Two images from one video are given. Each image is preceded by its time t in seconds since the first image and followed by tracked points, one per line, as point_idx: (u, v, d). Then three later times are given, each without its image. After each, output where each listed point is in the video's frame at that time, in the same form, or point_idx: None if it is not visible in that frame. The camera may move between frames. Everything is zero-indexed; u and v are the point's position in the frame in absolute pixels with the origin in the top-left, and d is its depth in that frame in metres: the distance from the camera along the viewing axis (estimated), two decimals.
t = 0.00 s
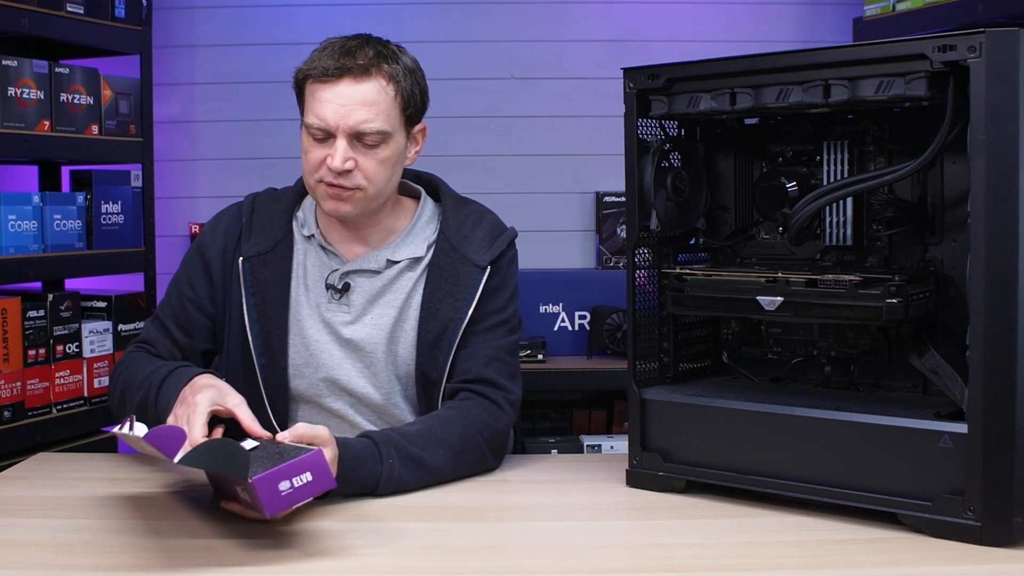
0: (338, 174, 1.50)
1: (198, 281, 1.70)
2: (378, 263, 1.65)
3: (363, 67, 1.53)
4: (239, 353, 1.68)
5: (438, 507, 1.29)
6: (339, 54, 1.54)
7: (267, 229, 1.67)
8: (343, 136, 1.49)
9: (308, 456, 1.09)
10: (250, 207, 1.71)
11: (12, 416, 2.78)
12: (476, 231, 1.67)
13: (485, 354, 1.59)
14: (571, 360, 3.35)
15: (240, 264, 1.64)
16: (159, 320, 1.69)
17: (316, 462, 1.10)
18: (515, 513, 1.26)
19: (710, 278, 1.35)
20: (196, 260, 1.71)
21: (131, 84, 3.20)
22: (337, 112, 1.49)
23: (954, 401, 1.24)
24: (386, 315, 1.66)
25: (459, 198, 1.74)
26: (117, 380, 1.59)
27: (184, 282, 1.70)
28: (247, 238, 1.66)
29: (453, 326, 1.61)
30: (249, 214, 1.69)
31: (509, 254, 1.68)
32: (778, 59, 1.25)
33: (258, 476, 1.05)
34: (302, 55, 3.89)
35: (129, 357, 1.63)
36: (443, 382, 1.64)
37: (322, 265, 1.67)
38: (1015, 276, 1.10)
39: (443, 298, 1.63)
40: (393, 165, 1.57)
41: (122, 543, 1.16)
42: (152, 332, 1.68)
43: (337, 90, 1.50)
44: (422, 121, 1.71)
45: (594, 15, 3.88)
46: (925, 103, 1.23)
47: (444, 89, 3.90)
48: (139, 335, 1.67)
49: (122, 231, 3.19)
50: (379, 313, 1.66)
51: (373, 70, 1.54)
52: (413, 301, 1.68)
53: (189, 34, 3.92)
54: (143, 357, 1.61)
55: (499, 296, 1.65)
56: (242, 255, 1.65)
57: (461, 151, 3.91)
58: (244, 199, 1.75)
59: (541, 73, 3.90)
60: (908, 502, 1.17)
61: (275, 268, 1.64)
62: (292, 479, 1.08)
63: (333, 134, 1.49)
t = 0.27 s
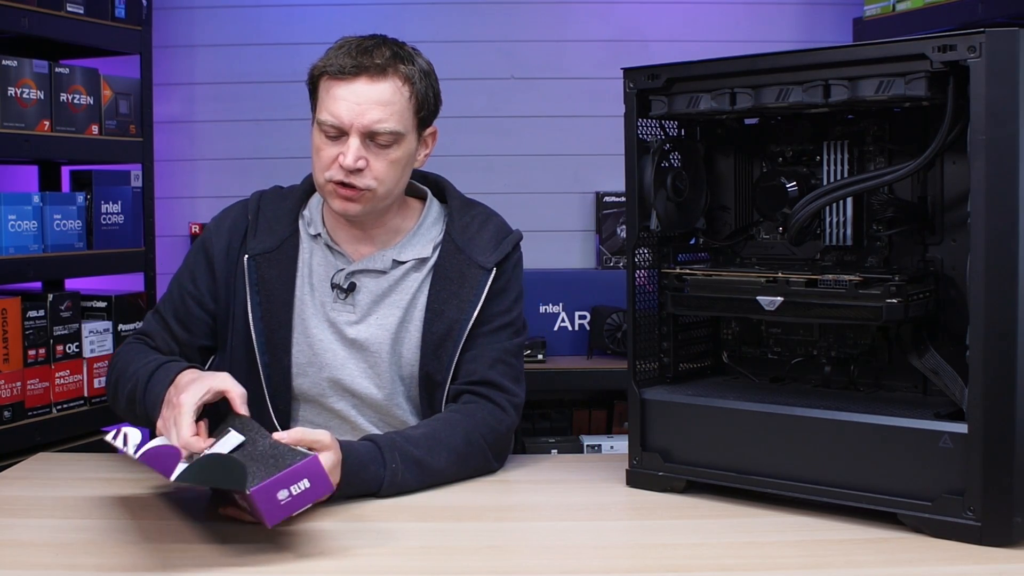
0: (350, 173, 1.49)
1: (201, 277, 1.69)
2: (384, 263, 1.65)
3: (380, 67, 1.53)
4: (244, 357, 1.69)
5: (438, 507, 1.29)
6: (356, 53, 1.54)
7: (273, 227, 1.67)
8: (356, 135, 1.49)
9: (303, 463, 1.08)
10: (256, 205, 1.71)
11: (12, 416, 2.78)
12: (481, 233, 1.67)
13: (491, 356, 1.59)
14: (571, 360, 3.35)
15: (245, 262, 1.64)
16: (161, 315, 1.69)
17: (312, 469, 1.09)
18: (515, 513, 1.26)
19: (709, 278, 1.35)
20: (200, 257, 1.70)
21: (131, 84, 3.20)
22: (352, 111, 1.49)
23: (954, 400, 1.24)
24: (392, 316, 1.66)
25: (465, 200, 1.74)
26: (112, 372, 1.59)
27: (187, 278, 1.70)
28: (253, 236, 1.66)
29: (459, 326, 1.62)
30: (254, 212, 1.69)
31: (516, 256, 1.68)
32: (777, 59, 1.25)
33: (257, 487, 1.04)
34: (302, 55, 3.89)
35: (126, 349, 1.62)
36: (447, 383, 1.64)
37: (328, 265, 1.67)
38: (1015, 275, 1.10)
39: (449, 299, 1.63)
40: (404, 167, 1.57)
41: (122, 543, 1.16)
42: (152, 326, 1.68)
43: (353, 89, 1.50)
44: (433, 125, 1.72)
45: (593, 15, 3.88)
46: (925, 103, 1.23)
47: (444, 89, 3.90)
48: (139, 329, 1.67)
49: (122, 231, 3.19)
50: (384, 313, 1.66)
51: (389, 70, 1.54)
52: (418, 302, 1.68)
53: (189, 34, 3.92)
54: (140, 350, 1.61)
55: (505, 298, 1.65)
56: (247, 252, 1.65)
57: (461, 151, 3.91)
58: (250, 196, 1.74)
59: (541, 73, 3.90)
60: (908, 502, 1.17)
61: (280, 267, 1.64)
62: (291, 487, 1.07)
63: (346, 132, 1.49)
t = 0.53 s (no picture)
0: (351, 172, 1.49)
1: (202, 278, 1.70)
2: (384, 263, 1.65)
3: (382, 67, 1.54)
4: (243, 354, 1.68)
5: (438, 506, 1.29)
6: (359, 53, 1.55)
7: (273, 227, 1.66)
8: (357, 134, 1.49)
9: (312, 475, 1.07)
10: (256, 205, 1.70)
11: (12, 416, 2.79)
12: (482, 233, 1.68)
13: (491, 356, 1.59)
14: (571, 360, 3.35)
15: (245, 263, 1.64)
16: (162, 316, 1.71)
17: (321, 482, 1.08)
18: (515, 514, 1.26)
19: (709, 278, 1.35)
20: (200, 257, 1.71)
21: (131, 84, 3.20)
22: (353, 110, 1.49)
23: (954, 401, 1.24)
24: (392, 316, 1.66)
25: (465, 200, 1.74)
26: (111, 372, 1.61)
27: (188, 279, 1.71)
28: (252, 236, 1.66)
29: (459, 327, 1.62)
30: (254, 213, 1.69)
31: (516, 256, 1.69)
32: (777, 59, 1.25)
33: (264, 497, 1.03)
34: (302, 55, 3.89)
35: (127, 349, 1.64)
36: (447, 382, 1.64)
37: (328, 265, 1.67)
38: (1016, 275, 1.10)
39: (449, 299, 1.63)
40: (405, 167, 1.57)
41: (122, 543, 1.16)
42: (153, 326, 1.70)
43: (355, 88, 1.50)
44: (435, 127, 1.72)
45: (593, 15, 3.88)
46: (925, 103, 1.23)
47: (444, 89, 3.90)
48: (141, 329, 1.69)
49: (122, 231, 3.19)
50: (384, 313, 1.66)
51: (391, 70, 1.54)
52: (418, 302, 1.68)
53: (189, 34, 3.92)
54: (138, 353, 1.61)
55: (505, 298, 1.65)
56: (246, 253, 1.65)
57: (461, 151, 3.91)
58: (250, 196, 1.74)
59: (540, 73, 3.90)
60: (908, 502, 1.17)
61: (280, 267, 1.64)
62: (298, 499, 1.06)
63: (347, 132, 1.49)
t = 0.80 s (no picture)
0: (338, 172, 1.51)
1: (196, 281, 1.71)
2: (381, 263, 1.66)
3: (362, 65, 1.53)
4: (241, 342, 1.67)
5: (439, 506, 1.29)
6: (339, 52, 1.54)
7: (268, 228, 1.67)
8: (341, 134, 1.50)
9: (295, 491, 1.09)
10: (251, 207, 1.71)
11: (12, 416, 2.79)
12: (479, 232, 1.68)
13: (489, 357, 1.59)
14: (571, 360, 3.35)
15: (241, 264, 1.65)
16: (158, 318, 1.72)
17: (304, 496, 1.09)
18: (515, 514, 1.26)
19: (709, 278, 1.35)
20: (195, 260, 1.72)
21: (131, 84, 3.20)
22: (336, 111, 1.49)
23: (954, 401, 1.24)
24: (390, 315, 1.66)
25: (462, 200, 1.74)
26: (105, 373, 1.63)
27: (184, 282, 1.71)
28: (248, 237, 1.67)
29: (457, 326, 1.61)
30: (250, 214, 1.70)
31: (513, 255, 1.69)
32: (778, 59, 1.25)
33: (247, 519, 1.06)
34: (302, 55, 3.89)
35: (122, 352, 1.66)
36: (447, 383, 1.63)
37: (325, 265, 1.68)
38: (1016, 275, 1.10)
39: (448, 298, 1.63)
40: (393, 162, 1.58)
41: (122, 543, 1.16)
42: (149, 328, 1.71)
43: (336, 88, 1.50)
44: (424, 120, 1.72)
45: (593, 15, 3.88)
46: (925, 103, 1.23)
47: (445, 88, 3.90)
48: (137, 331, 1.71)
49: (121, 231, 3.19)
50: (382, 313, 1.66)
51: (372, 68, 1.54)
52: (416, 301, 1.68)
53: (189, 34, 3.92)
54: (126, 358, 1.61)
55: (502, 297, 1.66)
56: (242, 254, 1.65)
57: (461, 151, 3.91)
58: (246, 198, 1.75)
59: (541, 73, 3.90)
60: (909, 502, 1.16)
61: (275, 268, 1.64)
62: (282, 516, 1.08)
63: (331, 132, 1.50)
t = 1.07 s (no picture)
0: (327, 173, 1.51)
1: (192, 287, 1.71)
2: (379, 262, 1.66)
3: (339, 64, 1.53)
4: (237, 353, 1.67)
5: (439, 506, 1.29)
6: (315, 54, 1.54)
7: (264, 231, 1.68)
8: (326, 135, 1.50)
9: (302, 507, 1.10)
10: (247, 210, 1.73)
11: (12, 416, 2.78)
12: (478, 230, 1.68)
13: (494, 352, 1.59)
14: (571, 360, 3.35)
15: (237, 266, 1.65)
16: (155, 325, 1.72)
17: (310, 513, 1.11)
18: (515, 513, 1.26)
19: (710, 278, 1.35)
20: (191, 265, 1.73)
21: (131, 84, 3.20)
22: (318, 112, 1.49)
23: (954, 401, 1.24)
24: (389, 314, 1.66)
25: (460, 197, 1.75)
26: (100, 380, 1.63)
27: (180, 288, 1.72)
28: (244, 240, 1.68)
29: (460, 324, 1.62)
30: (246, 218, 1.71)
31: (510, 250, 1.70)
32: (777, 59, 1.25)
33: (252, 523, 1.08)
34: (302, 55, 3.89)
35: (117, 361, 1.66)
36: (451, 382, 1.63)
37: (323, 265, 1.68)
38: (1016, 275, 1.10)
39: (448, 295, 1.63)
40: (383, 158, 1.58)
41: (122, 543, 1.16)
42: (145, 335, 1.71)
43: (315, 90, 1.50)
44: (411, 112, 1.71)
45: (593, 15, 3.88)
46: (925, 103, 1.23)
47: (444, 88, 3.90)
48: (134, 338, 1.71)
49: (122, 231, 3.19)
50: (381, 312, 1.66)
51: (349, 66, 1.53)
52: (415, 300, 1.69)
53: (189, 34, 3.92)
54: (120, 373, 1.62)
55: (504, 293, 1.66)
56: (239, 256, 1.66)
57: (461, 151, 3.91)
58: (240, 203, 1.76)
59: (541, 73, 3.90)
60: (909, 502, 1.17)
61: (272, 270, 1.65)
62: (285, 529, 1.09)
63: (316, 134, 1.50)
